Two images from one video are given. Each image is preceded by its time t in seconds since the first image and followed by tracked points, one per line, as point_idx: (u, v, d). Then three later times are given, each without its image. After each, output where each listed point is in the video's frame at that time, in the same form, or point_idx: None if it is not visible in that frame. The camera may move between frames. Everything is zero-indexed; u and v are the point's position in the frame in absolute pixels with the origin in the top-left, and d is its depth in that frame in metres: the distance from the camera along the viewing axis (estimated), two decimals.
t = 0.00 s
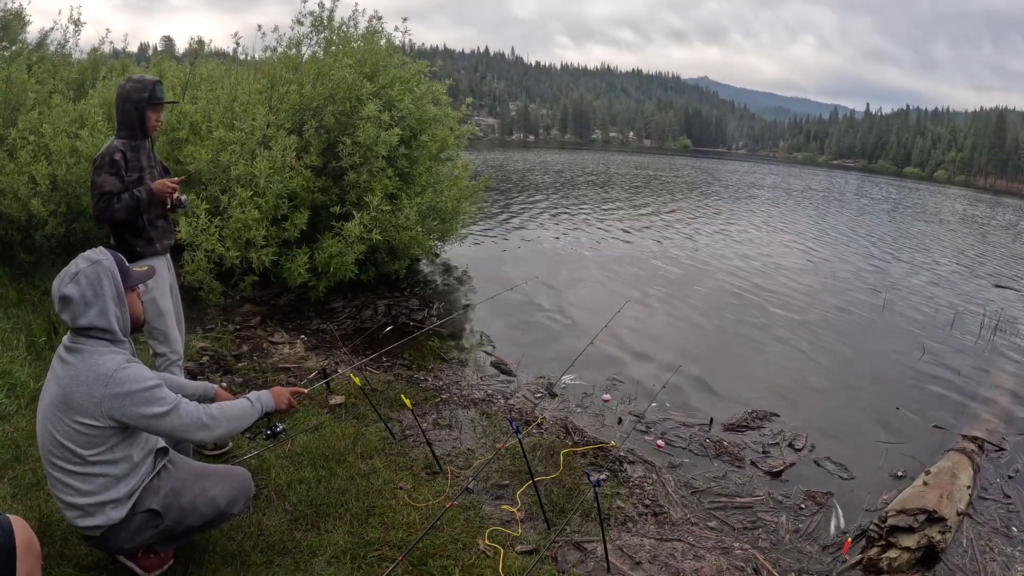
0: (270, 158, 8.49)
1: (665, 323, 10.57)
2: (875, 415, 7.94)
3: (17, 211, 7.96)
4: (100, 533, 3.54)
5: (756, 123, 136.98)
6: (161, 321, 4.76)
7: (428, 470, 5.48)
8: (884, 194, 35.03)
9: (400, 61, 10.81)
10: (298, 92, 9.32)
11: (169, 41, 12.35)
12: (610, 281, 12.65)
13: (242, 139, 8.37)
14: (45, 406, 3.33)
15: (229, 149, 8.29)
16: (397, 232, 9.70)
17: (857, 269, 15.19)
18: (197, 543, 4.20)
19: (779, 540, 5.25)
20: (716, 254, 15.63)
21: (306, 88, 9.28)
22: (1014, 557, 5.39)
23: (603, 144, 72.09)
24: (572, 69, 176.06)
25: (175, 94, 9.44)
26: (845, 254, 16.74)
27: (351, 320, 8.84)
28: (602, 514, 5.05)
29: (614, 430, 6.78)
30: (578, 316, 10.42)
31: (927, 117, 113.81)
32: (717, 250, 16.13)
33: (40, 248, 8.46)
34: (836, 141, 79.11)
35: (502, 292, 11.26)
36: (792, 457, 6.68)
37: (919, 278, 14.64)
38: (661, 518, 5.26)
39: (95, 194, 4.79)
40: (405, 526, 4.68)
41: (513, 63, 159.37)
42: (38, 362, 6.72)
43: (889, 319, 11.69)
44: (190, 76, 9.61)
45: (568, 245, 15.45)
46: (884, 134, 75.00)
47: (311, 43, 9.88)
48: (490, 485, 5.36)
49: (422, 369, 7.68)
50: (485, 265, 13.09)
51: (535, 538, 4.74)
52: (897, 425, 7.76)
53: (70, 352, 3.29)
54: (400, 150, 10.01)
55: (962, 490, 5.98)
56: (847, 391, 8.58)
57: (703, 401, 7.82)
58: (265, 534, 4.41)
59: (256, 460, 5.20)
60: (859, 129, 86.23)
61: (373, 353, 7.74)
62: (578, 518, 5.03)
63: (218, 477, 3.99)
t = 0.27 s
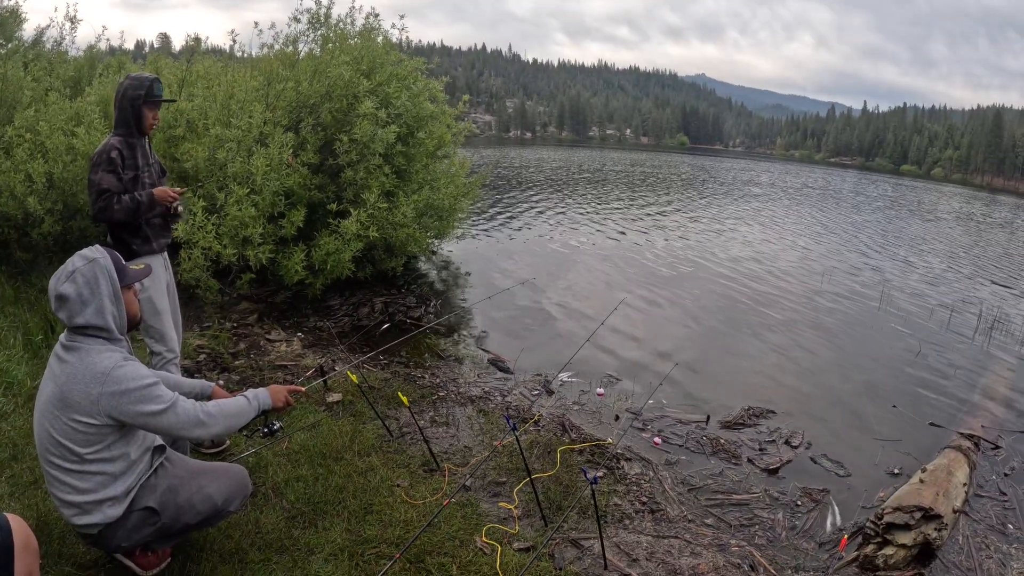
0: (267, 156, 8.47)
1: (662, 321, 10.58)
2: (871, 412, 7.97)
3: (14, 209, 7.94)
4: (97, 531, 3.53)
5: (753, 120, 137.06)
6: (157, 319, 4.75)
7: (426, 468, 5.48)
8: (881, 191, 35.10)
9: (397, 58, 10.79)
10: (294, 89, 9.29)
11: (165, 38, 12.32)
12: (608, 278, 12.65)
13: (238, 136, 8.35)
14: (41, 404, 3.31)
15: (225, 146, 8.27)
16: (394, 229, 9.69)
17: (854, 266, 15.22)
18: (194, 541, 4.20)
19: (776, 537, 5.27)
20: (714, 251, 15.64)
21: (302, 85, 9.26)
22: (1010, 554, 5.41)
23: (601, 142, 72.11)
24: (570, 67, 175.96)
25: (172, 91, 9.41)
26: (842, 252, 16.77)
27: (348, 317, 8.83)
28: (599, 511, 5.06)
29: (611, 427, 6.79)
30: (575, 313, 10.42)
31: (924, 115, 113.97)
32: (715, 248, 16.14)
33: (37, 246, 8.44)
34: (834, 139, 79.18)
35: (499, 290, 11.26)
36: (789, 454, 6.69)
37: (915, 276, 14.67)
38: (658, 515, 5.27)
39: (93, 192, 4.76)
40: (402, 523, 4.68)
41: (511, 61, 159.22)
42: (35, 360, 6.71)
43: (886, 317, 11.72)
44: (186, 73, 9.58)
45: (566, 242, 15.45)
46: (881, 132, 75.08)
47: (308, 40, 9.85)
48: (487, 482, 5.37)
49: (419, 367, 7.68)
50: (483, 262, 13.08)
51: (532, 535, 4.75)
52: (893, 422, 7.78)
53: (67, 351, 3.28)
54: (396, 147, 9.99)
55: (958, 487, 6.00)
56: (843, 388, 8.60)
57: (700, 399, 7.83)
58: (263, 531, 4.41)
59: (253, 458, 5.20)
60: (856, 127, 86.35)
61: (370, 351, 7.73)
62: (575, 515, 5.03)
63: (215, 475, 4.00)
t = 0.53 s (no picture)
0: (265, 154, 8.45)
1: (661, 319, 10.59)
2: (869, 411, 7.98)
3: (11, 208, 7.92)
4: (96, 528, 3.53)
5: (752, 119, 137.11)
6: (156, 317, 4.73)
7: (424, 466, 5.48)
8: (879, 190, 35.14)
9: (394, 56, 10.78)
10: (292, 87, 9.27)
11: (163, 36, 12.29)
12: (606, 276, 12.66)
13: (236, 134, 8.34)
14: (40, 402, 3.30)
15: (223, 144, 8.25)
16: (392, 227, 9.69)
17: (852, 265, 15.24)
18: (193, 539, 4.21)
19: (774, 535, 5.28)
20: (712, 250, 15.66)
21: (300, 83, 9.24)
22: (1007, 552, 5.43)
23: (600, 140, 72.10)
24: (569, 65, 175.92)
25: (170, 89, 9.39)
26: (840, 250, 16.78)
27: (346, 315, 8.83)
28: (598, 510, 5.06)
29: (609, 425, 6.80)
30: (574, 312, 10.42)
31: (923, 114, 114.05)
32: (713, 246, 16.15)
33: (35, 244, 8.42)
34: (832, 137, 79.21)
35: (498, 288, 11.26)
36: (787, 452, 6.71)
37: (913, 274, 14.70)
38: (656, 513, 5.28)
39: (97, 189, 4.75)
40: (400, 521, 4.68)
41: (510, 59, 159.10)
42: (33, 359, 6.69)
43: (884, 316, 11.74)
44: (184, 71, 9.56)
45: (564, 241, 15.45)
46: (880, 130, 75.14)
47: (306, 38, 9.82)
48: (485, 480, 5.37)
49: (417, 365, 7.68)
50: (481, 261, 13.08)
51: (530, 533, 4.75)
52: (891, 420, 7.80)
53: (65, 349, 3.28)
54: (395, 145, 9.98)
55: (955, 485, 6.01)
56: (842, 387, 8.61)
57: (699, 397, 7.84)
58: (261, 529, 4.41)
59: (251, 456, 5.20)
60: (855, 126, 86.42)
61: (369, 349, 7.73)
62: (573, 513, 5.04)
63: (214, 472, 4.01)
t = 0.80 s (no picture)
0: (263, 152, 8.44)
1: (660, 317, 10.60)
2: (867, 409, 8.00)
3: (9, 206, 7.90)
4: (96, 526, 3.53)
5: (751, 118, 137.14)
6: (155, 315, 4.74)
7: (423, 464, 5.49)
8: (877, 189, 35.17)
9: (393, 54, 10.76)
10: (291, 85, 9.25)
11: (162, 33, 12.26)
12: (605, 275, 12.66)
13: (235, 132, 8.32)
14: (40, 400, 3.30)
15: (222, 142, 8.24)
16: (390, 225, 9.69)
17: (851, 264, 15.25)
18: (192, 537, 4.20)
19: (772, 533, 5.29)
20: (711, 248, 15.67)
21: (299, 81, 9.23)
22: (1004, 551, 5.44)
23: (599, 138, 72.08)
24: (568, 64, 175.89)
25: (168, 87, 9.37)
26: (838, 249, 16.80)
27: (345, 313, 8.82)
28: (596, 508, 5.06)
29: (607, 423, 6.80)
30: (573, 310, 10.42)
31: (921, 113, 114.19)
32: (712, 245, 16.16)
33: (33, 243, 8.41)
34: (831, 136, 79.25)
35: (497, 287, 11.26)
36: (785, 450, 6.72)
37: (911, 273, 14.71)
38: (655, 511, 5.29)
39: (102, 186, 4.76)
40: (399, 519, 4.68)
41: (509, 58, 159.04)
42: (31, 357, 6.68)
43: (882, 314, 11.75)
44: (183, 69, 9.54)
45: (563, 239, 15.45)
46: (878, 129, 75.16)
47: (304, 36, 9.80)
48: (484, 478, 5.38)
49: (416, 363, 7.68)
50: (480, 259, 13.07)
51: (529, 531, 4.75)
52: (889, 419, 7.81)
53: (65, 346, 3.28)
54: (393, 143, 9.97)
55: (953, 484, 6.03)
56: (840, 385, 8.63)
57: (698, 395, 7.85)
58: (260, 528, 4.41)
59: (250, 454, 5.20)
60: (853, 124, 86.47)
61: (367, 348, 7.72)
62: (572, 511, 5.04)
63: (214, 470, 4.01)
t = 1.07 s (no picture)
0: (262, 150, 8.43)
1: (658, 316, 10.60)
2: (866, 408, 8.01)
3: (8, 204, 7.89)
4: (96, 524, 3.53)
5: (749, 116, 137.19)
6: (154, 313, 4.73)
7: (421, 462, 5.49)
8: (875, 187, 35.20)
9: (392, 52, 10.76)
10: (290, 83, 9.24)
11: (160, 31, 12.26)
12: (604, 273, 12.66)
13: (234, 131, 8.31)
14: (40, 397, 3.30)
15: (221, 140, 8.24)
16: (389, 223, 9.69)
17: (849, 263, 15.26)
18: (191, 536, 4.20)
19: (771, 531, 5.29)
20: (709, 247, 15.68)
21: (298, 79, 9.22)
22: (1002, 549, 5.45)
23: (598, 137, 72.08)
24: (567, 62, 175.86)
25: (167, 86, 9.36)
26: (837, 248, 16.81)
27: (343, 311, 8.82)
28: (595, 506, 5.07)
29: (606, 422, 6.80)
30: (572, 308, 10.43)
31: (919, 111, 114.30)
32: (711, 243, 16.17)
33: (32, 241, 8.40)
34: (830, 135, 79.27)
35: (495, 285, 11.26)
36: (784, 449, 6.73)
37: (910, 272, 14.73)
38: (654, 510, 5.30)
39: (103, 185, 4.76)
40: (398, 517, 4.69)
41: (508, 56, 158.97)
42: (30, 356, 6.68)
43: (881, 313, 11.77)
44: (181, 67, 9.54)
45: (562, 237, 15.45)
46: (878, 128, 75.18)
47: (303, 34, 9.79)
48: (482, 476, 5.38)
49: (415, 361, 7.68)
50: (479, 257, 13.08)
51: (528, 529, 4.75)
52: (887, 417, 7.82)
53: (66, 344, 3.28)
54: (392, 142, 9.98)
55: (952, 482, 6.03)
56: (838, 384, 8.64)
57: (696, 394, 7.85)
58: (259, 527, 4.40)
59: (249, 453, 5.20)
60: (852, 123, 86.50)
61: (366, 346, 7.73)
62: (570, 510, 5.05)
63: (214, 469, 4.01)
